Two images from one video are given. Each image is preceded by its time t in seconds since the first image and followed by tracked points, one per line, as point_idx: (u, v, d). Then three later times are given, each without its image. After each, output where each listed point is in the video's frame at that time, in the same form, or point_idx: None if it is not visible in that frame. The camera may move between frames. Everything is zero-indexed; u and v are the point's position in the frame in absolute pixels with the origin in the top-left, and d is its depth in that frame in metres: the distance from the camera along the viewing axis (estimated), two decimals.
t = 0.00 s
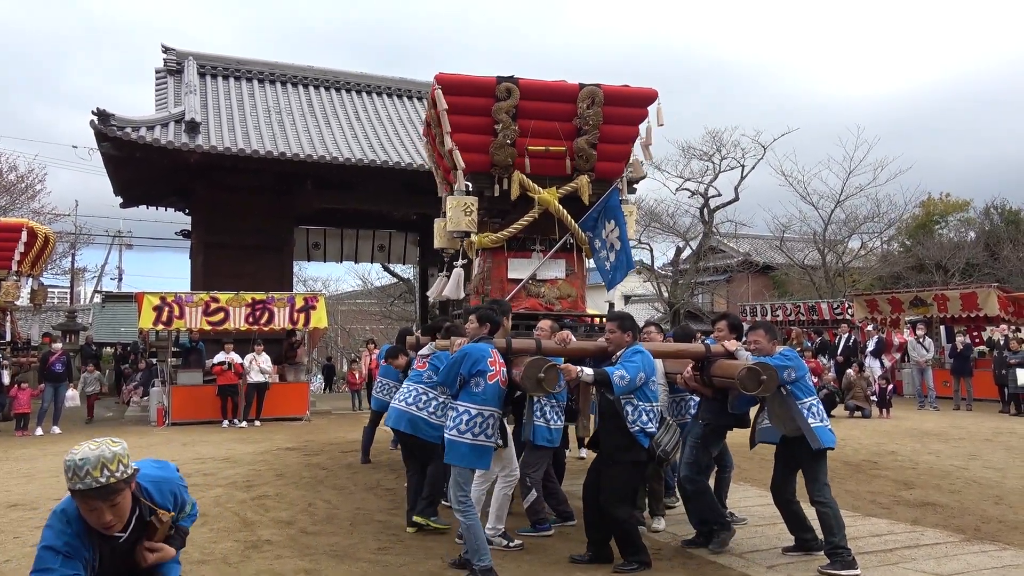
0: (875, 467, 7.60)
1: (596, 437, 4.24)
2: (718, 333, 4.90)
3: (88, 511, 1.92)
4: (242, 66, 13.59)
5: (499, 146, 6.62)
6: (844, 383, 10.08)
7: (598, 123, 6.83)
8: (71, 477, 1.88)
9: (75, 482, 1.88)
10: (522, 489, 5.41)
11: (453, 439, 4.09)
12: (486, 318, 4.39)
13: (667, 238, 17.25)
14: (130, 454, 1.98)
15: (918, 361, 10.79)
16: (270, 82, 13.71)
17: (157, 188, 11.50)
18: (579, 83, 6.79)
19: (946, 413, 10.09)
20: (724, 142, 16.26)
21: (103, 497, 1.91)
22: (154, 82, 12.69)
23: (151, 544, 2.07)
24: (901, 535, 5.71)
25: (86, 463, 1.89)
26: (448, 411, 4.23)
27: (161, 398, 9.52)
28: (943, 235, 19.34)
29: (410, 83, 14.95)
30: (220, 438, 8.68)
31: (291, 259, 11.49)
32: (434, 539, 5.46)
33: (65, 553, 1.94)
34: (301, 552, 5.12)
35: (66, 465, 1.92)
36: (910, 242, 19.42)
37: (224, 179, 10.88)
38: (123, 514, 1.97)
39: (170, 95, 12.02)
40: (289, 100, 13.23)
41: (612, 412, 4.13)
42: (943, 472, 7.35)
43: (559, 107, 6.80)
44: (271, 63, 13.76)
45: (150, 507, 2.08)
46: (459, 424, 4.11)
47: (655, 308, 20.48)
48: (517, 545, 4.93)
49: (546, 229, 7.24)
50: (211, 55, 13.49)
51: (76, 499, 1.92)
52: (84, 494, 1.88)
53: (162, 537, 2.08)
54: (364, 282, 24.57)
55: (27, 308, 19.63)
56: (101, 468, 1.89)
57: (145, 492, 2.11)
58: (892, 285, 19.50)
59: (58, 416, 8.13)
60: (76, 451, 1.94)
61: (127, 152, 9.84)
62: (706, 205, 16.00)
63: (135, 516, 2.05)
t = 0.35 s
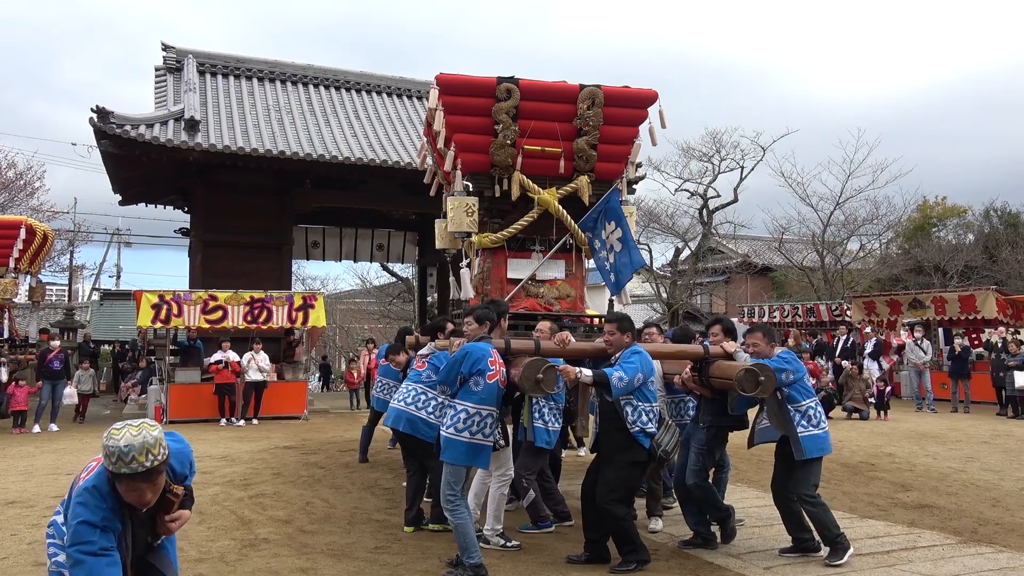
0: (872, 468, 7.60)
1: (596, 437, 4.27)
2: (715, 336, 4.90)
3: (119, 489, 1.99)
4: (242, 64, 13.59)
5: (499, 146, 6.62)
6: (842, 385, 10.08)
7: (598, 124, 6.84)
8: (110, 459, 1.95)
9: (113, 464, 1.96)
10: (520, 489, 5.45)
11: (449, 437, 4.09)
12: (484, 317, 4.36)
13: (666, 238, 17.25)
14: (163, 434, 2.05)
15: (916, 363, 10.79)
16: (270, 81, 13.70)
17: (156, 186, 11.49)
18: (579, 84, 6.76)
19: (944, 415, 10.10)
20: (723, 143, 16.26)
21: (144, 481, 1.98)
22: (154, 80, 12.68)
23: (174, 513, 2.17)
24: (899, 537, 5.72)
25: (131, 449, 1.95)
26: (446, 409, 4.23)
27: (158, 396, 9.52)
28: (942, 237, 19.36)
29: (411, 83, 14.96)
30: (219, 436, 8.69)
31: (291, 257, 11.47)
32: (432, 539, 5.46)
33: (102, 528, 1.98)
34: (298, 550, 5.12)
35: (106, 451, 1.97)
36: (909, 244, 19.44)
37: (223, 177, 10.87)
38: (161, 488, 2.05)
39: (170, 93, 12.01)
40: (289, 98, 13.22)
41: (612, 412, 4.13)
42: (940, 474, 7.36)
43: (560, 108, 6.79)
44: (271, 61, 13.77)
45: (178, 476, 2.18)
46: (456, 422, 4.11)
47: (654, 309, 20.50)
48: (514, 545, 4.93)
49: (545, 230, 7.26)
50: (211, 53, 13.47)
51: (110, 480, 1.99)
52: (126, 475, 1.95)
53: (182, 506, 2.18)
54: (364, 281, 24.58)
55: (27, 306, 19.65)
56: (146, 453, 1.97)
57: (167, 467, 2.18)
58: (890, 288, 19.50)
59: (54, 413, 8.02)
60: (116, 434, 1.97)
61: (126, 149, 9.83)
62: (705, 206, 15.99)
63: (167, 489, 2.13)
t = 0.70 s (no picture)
0: (864, 465, 7.75)
1: (599, 433, 4.40)
2: (709, 335, 5.07)
3: (156, 501, 2.23)
4: (245, 67, 13.73)
5: (499, 148, 6.76)
6: (834, 384, 10.21)
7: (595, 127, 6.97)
8: (153, 475, 2.18)
9: (151, 479, 2.20)
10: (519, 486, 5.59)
11: (445, 433, 4.24)
12: (482, 316, 4.55)
13: (661, 239, 17.40)
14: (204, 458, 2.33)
15: (906, 362, 10.93)
16: (272, 84, 13.85)
17: (160, 187, 11.64)
18: (577, 88, 6.91)
19: (934, 413, 10.27)
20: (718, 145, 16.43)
21: (183, 498, 2.23)
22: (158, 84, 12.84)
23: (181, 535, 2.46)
24: (889, 532, 5.87)
25: (183, 466, 2.20)
26: (442, 406, 4.38)
27: (162, 394, 9.66)
28: (932, 239, 19.57)
29: (411, 87, 15.11)
30: (222, 433, 8.82)
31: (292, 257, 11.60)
32: (432, 535, 5.60)
33: (123, 532, 2.19)
34: (300, 545, 5.26)
35: (153, 468, 2.19)
36: (900, 245, 19.65)
37: (225, 179, 11.00)
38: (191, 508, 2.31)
39: (174, 96, 12.15)
40: (291, 101, 13.37)
41: (612, 408, 4.27)
42: (930, 470, 7.51)
43: (558, 111, 6.92)
44: (273, 65, 13.93)
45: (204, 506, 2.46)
46: (452, 419, 4.25)
47: (649, 308, 20.67)
48: (512, 540, 5.06)
49: (542, 231, 7.36)
50: (214, 56, 13.60)
51: (150, 493, 2.22)
52: (169, 490, 2.18)
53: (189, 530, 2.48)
54: (365, 281, 24.75)
55: (31, 305, 19.81)
56: (193, 471, 2.24)
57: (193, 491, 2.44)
58: (881, 288, 19.67)
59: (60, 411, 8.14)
60: (164, 451, 2.22)
61: (130, 151, 9.96)
62: (699, 208, 16.14)
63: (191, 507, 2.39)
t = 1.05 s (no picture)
0: (842, 445, 8.24)
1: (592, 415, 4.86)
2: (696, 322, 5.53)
3: (196, 468, 2.40)
4: (257, 76, 14.21)
5: (497, 149, 7.24)
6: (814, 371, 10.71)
7: (589, 128, 7.46)
8: (190, 443, 2.35)
9: (189, 446, 2.37)
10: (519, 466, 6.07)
11: (447, 417, 4.71)
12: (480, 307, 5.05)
13: (651, 235, 17.92)
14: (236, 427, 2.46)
15: (882, 349, 11.47)
16: (282, 91, 14.31)
17: (177, 189, 12.13)
18: (572, 91, 7.39)
19: (908, 396, 10.87)
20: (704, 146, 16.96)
21: (219, 463, 2.38)
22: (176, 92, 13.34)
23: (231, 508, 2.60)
24: (867, 508, 6.35)
25: (211, 436, 2.34)
26: (444, 391, 4.84)
27: (182, 383, 10.15)
28: (906, 233, 20.26)
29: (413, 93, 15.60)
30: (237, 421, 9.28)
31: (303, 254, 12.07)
32: (436, 513, 6.08)
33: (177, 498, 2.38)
34: (312, 524, 5.73)
35: (190, 437, 2.35)
36: (876, 239, 20.36)
37: (239, 182, 11.48)
38: (228, 472, 2.46)
39: (190, 104, 12.63)
40: (300, 107, 13.84)
41: (604, 392, 4.74)
42: (905, 450, 8.00)
43: (553, 113, 7.39)
44: (284, 73, 14.41)
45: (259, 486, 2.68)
46: (453, 404, 4.72)
47: (640, 300, 21.24)
48: (512, 517, 5.54)
49: (540, 228, 7.84)
50: (226, 64, 14.09)
51: (190, 462, 2.40)
52: (204, 457, 2.34)
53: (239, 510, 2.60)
54: (371, 276, 25.37)
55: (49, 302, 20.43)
56: (222, 440, 2.37)
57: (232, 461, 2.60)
58: (857, 279, 20.28)
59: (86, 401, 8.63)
60: (199, 422, 2.38)
61: (149, 155, 10.43)
62: (686, 205, 16.65)
63: (228, 475, 2.55)
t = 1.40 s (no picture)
0: (826, 417, 8.40)
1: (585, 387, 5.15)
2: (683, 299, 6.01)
3: (255, 417, 2.68)
4: (270, 66, 14.65)
5: (497, 136, 7.72)
6: (799, 345, 11.36)
7: (585, 115, 7.90)
8: (246, 396, 2.62)
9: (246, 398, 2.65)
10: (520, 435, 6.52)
11: (450, 389, 5.12)
12: (481, 285, 5.48)
13: (644, 218, 18.45)
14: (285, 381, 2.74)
15: (863, 324, 12.16)
16: (295, 81, 14.75)
17: (194, 175, 12.60)
18: (568, 81, 7.84)
19: (888, 369, 11.60)
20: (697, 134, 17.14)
21: (275, 411, 2.65)
22: (193, 82, 13.80)
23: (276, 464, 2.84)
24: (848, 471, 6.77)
25: (269, 388, 2.60)
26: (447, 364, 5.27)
27: (204, 358, 10.75)
28: (887, 215, 21.01)
29: (418, 81, 16.00)
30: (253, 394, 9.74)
31: (314, 238, 12.52)
32: (444, 478, 6.50)
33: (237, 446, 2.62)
34: (328, 488, 6.13)
35: (248, 389, 2.61)
36: (858, 221, 21.09)
37: (254, 169, 11.93)
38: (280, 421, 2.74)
39: (207, 93, 13.09)
40: (310, 96, 14.26)
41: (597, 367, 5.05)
42: (886, 420, 8.12)
43: (551, 101, 7.86)
44: (296, 64, 14.83)
45: (297, 438, 2.93)
46: (456, 376, 5.14)
47: (634, 280, 21.87)
48: (514, 482, 5.93)
49: (539, 211, 8.30)
50: (242, 56, 14.55)
51: (250, 411, 2.66)
52: (264, 407, 2.62)
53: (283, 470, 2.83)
54: (380, 257, 26.06)
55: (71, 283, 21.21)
56: (277, 391, 2.64)
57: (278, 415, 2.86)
58: (840, 260, 20.97)
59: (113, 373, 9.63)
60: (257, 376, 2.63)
61: (169, 143, 10.91)
62: (678, 189, 17.16)
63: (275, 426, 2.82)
